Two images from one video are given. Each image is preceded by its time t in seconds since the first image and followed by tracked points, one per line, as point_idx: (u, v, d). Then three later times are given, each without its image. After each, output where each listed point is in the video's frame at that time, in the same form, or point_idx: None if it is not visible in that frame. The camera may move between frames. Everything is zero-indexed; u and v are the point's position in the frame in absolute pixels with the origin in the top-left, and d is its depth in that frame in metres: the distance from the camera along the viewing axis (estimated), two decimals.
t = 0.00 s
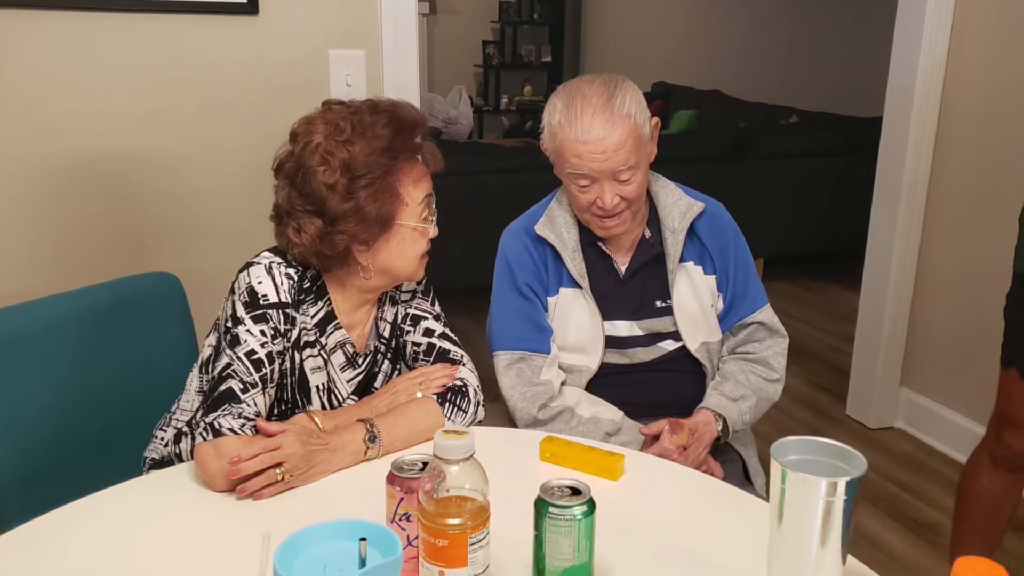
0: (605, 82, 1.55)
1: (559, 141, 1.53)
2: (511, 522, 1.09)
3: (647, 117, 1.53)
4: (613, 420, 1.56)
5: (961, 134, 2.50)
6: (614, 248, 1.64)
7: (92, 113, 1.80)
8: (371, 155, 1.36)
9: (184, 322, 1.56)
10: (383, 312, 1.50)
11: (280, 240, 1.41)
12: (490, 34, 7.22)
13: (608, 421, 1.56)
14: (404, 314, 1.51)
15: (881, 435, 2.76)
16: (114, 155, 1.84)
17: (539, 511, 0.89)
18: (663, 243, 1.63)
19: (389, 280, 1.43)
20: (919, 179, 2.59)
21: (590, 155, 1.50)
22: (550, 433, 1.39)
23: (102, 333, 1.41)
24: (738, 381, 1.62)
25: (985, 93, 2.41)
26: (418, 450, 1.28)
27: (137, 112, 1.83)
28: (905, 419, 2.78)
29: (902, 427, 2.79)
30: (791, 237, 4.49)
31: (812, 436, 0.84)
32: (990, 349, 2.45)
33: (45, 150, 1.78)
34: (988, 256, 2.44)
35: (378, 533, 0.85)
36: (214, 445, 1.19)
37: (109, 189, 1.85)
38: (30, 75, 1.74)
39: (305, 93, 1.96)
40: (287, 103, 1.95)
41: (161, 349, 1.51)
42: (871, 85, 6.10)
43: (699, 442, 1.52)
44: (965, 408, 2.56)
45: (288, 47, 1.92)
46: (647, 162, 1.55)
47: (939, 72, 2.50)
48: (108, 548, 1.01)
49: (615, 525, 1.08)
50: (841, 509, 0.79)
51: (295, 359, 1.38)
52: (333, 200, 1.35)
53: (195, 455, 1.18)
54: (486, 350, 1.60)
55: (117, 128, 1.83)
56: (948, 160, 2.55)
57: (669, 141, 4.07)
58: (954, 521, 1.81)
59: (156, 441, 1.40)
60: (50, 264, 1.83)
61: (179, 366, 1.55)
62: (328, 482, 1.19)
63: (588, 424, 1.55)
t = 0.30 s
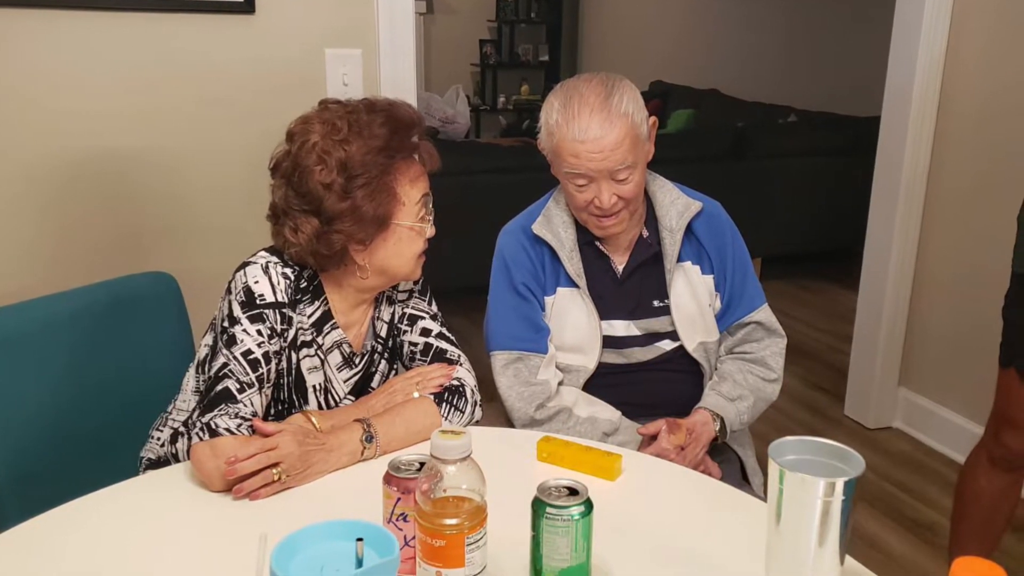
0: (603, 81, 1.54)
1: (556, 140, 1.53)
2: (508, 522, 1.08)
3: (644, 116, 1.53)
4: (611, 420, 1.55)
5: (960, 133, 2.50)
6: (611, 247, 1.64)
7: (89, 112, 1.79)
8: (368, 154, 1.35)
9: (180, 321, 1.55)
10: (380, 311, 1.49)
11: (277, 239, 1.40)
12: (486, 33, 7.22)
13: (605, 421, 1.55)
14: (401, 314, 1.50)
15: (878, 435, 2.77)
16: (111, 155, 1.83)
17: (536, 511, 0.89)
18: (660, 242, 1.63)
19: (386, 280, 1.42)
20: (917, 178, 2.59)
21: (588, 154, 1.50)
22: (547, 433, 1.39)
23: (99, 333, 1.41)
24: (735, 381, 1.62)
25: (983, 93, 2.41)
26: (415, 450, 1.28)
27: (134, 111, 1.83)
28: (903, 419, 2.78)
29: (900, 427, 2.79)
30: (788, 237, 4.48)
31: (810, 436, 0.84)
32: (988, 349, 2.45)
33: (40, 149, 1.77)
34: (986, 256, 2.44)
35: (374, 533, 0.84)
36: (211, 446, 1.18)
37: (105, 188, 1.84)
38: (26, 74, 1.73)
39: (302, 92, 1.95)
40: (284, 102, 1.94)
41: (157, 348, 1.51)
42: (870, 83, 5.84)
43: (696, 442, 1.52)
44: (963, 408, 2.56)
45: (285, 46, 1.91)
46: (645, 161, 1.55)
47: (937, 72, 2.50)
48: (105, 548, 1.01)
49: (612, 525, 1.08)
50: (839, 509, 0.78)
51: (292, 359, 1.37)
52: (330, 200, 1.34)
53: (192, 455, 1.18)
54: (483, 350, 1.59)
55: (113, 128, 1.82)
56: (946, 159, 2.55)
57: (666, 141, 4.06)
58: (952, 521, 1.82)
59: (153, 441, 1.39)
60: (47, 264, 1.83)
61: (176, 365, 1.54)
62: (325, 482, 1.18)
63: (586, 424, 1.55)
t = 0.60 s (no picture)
0: (600, 80, 1.54)
1: (553, 139, 1.52)
2: (506, 523, 1.08)
3: (642, 116, 1.52)
4: (608, 420, 1.55)
5: (958, 133, 2.50)
6: (608, 247, 1.64)
7: (85, 111, 1.78)
8: (365, 153, 1.35)
9: (176, 320, 1.54)
10: (377, 311, 1.49)
11: (274, 239, 1.40)
12: (484, 32, 7.17)
13: (602, 422, 1.55)
14: (398, 314, 1.50)
15: (876, 435, 2.76)
16: (107, 154, 1.82)
17: (533, 511, 0.88)
18: (658, 242, 1.62)
19: (383, 280, 1.42)
20: (915, 178, 2.59)
21: (585, 153, 1.49)
22: (545, 433, 1.38)
23: (95, 333, 1.40)
24: (733, 381, 1.61)
25: (981, 93, 2.41)
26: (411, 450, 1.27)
27: (131, 110, 1.82)
28: (901, 419, 2.78)
29: (898, 427, 2.79)
30: (786, 237, 4.49)
31: (807, 436, 0.83)
32: (986, 349, 2.45)
33: (36, 148, 1.76)
34: (984, 255, 2.44)
35: (371, 533, 0.84)
36: (207, 446, 1.18)
37: (101, 187, 1.84)
38: (22, 73, 1.72)
39: (299, 91, 1.95)
40: (282, 101, 1.93)
41: (154, 348, 1.50)
42: (866, 83, 6.10)
43: (694, 442, 1.51)
44: (961, 408, 2.56)
45: (282, 45, 1.91)
46: (642, 161, 1.54)
47: (935, 72, 2.50)
48: (101, 548, 1.00)
49: (610, 525, 1.08)
50: (837, 510, 0.78)
51: (288, 359, 1.37)
52: (327, 199, 1.34)
53: (188, 455, 1.17)
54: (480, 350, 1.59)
55: (110, 127, 1.81)
56: (944, 159, 2.55)
57: (665, 140, 4.05)
58: (950, 521, 1.82)
59: (149, 441, 1.38)
60: (43, 263, 1.82)
61: (173, 365, 1.53)
62: (322, 482, 1.17)
63: (583, 424, 1.55)
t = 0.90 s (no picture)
0: (598, 79, 1.53)
1: (551, 138, 1.52)
2: (503, 523, 1.07)
3: (640, 115, 1.52)
4: (605, 420, 1.55)
5: (956, 133, 2.50)
6: (606, 246, 1.63)
7: (82, 110, 1.78)
8: (361, 153, 1.34)
9: (173, 321, 1.53)
10: (373, 311, 1.48)
11: (271, 239, 1.39)
12: (480, 31, 7.13)
13: (600, 421, 1.55)
14: (395, 314, 1.49)
15: (874, 435, 2.76)
16: (104, 154, 1.82)
17: (530, 511, 0.88)
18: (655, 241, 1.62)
19: (380, 279, 1.41)
20: (913, 177, 2.59)
21: (582, 153, 1.49)
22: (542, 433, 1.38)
23: (91, 333, 1.39)
24: (731, 381, 1.61)
25: (980, 93, 2.41)
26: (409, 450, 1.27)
27: (127, 109, 1.81)
28: (899, 419, 2.78)
29: (896, 427, 2.79)
30: (783, 237, 4.49)
31: (805, 436, 0.83)
32: (984, 349, 2.45)
33: (32, 147, 1.76)
34: (982, 255, 2.44)
35: (369, 534, 0.83)
36: (204, 446, 1.17)
37: (97, 186, 1.83)
38: (18, 72, 1.71)
39: (296, 90, 1.94)
40: (279, 100, 1.92)
41: (150, 348, 1.49)
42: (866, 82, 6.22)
43: (692, 443, 1.51)
44: (959, 407, 2.56)
45: (279, 44, 1.90)
46: (640, 160, 1.54)
47: (933, 71, 2.50)
48: (97, 547, 1.00)
49: (609, 526, 1.07)
50: (836, 511, 0.78)
51: (285, 359, 1.36)
52: (324, 199, 1.33)
53: (185, 455, 1.17)
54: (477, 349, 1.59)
55: (106, 126, 1.80)
56: (942, 159, 2.55)
57: (662, 140, 4.05)
58: (948, 521, 1.82)
59: (145, 441, 1.38)
60: (39, 262, 1.81)
61: (169, 365, 1.53)
62: (319, 482, 1.17)
63: (580, 425, 1.54)
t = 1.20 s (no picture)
0: (596, 78, 1.53)
1: (548, 138, 1.51)
2: (502, 524, 1.07)
3: (637, 114, 1.52)
4: (603, 420, 1.54)
5: (954, 133, 2.49)
6: (603, 245, 1.63)
7: (79, 110, 1.77)
8: (359, 152, 1.34)
9: (170, 321, 1.53)
10: (370, 310, 1.48)
11: (267, 238, 1.39)
12: (478, 30, 7.15)
13: (597, 421, 1.54)
14: (392, 313, 1.49)
15: (872, 435, 2.76)
16: (101, 153, 1.81)
17: (528, 512, 0.87)
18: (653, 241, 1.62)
19: (377, 279, 1.41)
20: (911, 177, 2.59)
21: (580, 152, 1.48)
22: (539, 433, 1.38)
23: (87, 333, 1.39)
24: (729, 381, 1.61)
25: (978, 92, 2.40)
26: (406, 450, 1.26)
27: (124, 109, 1.81)
28: (897, 419, 2.78)
29: (894, 427, 2.79)
30: (781, 236, 4.49)
31: (803, 436, 0.82)
32: (982, 349, 2.45)
33: (29, 147, 1.75)
34: (980, 255, 2.44)
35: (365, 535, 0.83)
36: (200, 446, 1.17)
37: (94, 186, 1.82)
38: (14, 71, 1.71)
39: (294, 90, 1.93)
40: (276, 100, 1.92)
41: (147, 348, 1.49)
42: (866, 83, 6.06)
43: (689, 444, 1.51)
44: (957, 408, 2.56)
45: (277, 43, 1.89)
46: (637, 160, 1.54)
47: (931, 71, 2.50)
48: (93, 548, 0.99)
49: (607, 526, 1.07)
50: (835, 511, 0.77)
51: (282, 359, 1.36)
52: (321, 198, 1.33)
53: (180, 455, 1.16)
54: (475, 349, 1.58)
55: (103, 125, 1.80)
56: (940, 158, 2.55)
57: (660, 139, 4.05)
58: (947, 521, 1.82)
59: (141, 441, 1.37)
60: (36, 263, 1.81)
61: (166, 365, 1.52)
62: (315, 482, 1.16)
63: (577, 424, 1.54)
